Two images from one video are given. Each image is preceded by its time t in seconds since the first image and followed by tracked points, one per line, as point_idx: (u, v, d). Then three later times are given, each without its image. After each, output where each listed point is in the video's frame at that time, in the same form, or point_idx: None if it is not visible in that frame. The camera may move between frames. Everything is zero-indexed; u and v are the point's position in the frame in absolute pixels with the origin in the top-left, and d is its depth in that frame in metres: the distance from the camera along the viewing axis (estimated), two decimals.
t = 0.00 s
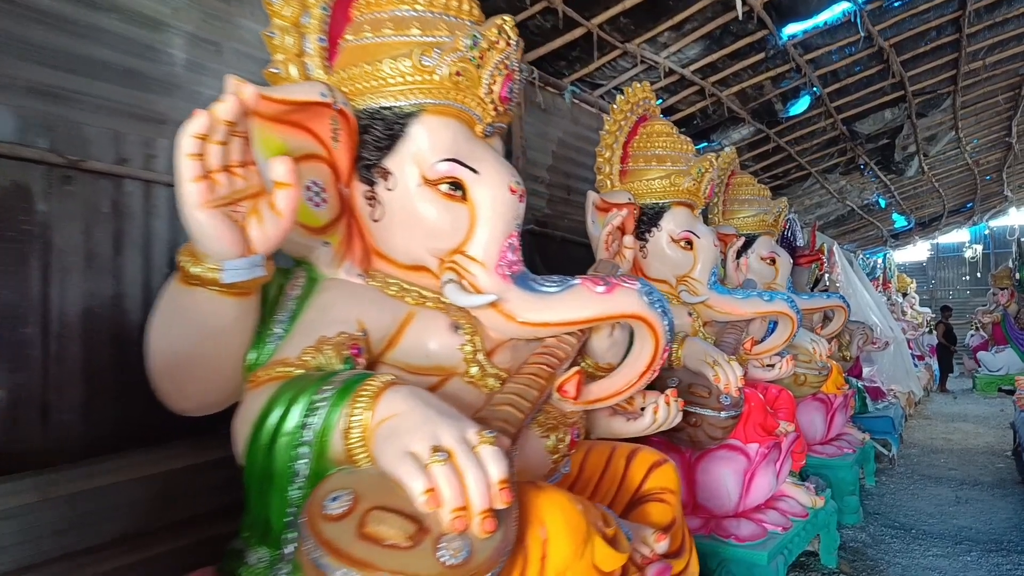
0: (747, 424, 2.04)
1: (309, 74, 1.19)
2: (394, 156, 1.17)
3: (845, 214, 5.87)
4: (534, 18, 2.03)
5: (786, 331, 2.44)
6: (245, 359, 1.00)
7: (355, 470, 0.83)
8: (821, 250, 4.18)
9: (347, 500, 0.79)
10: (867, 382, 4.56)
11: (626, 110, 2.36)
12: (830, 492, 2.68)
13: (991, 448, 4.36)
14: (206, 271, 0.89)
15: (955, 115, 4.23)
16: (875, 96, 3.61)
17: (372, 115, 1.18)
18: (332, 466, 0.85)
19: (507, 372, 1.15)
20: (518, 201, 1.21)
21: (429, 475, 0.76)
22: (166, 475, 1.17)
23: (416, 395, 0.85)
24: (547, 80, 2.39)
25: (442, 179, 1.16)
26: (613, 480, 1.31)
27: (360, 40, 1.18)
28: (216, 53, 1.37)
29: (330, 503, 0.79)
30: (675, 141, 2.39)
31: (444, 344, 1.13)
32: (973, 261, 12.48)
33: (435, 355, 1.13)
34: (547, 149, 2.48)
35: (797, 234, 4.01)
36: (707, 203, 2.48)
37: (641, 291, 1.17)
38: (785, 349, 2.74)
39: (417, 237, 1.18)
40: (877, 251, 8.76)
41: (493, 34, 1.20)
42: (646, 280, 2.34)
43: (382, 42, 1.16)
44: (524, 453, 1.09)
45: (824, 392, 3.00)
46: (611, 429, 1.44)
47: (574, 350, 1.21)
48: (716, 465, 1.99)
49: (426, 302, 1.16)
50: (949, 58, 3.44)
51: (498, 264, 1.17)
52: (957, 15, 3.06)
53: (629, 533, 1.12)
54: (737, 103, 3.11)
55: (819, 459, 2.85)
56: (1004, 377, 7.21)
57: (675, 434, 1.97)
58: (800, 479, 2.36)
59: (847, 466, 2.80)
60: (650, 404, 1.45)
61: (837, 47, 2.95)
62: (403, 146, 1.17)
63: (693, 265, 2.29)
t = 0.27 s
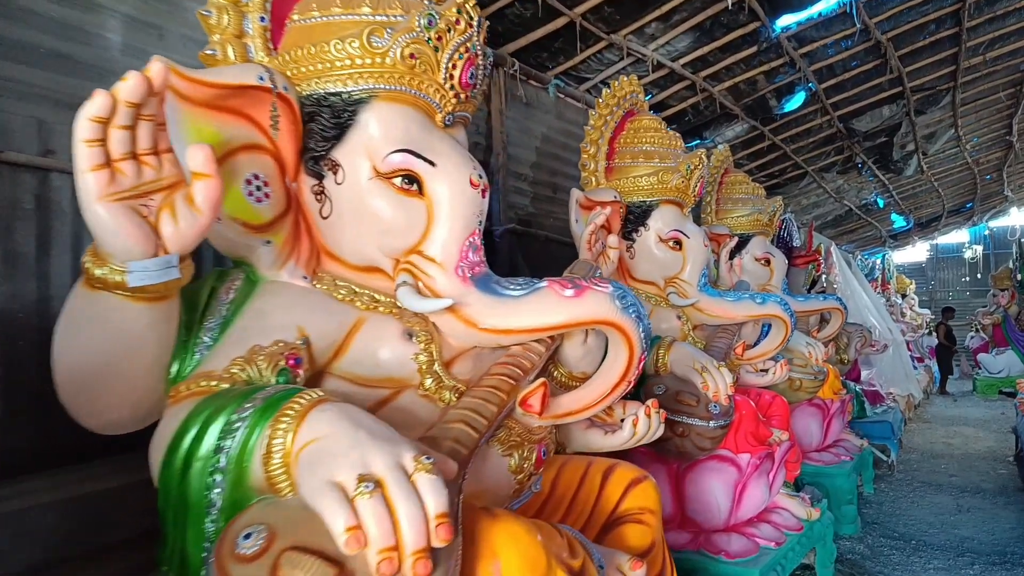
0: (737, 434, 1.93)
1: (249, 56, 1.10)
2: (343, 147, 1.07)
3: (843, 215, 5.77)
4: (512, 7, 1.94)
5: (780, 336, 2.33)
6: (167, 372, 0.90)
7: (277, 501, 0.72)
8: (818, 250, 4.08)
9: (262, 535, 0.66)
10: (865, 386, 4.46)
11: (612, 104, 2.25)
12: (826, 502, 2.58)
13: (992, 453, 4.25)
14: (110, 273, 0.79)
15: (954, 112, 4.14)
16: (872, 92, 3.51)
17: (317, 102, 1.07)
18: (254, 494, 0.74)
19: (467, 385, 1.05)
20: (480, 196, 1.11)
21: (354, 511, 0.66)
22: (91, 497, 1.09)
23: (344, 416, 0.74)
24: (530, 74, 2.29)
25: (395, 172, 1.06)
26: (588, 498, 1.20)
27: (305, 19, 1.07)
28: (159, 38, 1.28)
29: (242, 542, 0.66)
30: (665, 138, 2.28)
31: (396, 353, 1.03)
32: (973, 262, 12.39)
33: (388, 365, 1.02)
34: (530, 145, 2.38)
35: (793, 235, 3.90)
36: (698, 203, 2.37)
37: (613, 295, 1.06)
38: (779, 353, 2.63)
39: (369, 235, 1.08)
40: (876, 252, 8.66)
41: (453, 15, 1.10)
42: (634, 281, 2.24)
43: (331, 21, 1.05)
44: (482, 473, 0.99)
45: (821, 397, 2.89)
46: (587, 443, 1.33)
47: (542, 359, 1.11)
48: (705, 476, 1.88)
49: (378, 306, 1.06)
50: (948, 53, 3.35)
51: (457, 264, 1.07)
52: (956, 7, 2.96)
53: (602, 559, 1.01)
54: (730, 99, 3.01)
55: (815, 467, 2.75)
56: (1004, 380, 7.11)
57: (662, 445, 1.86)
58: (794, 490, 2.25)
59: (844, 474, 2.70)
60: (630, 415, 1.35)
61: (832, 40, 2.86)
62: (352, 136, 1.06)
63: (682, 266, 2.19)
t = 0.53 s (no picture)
0: (736, 440, 1.82)
1: (192, 27, 0.99)
2: (294, 127, 0.96)
3: (845, 213, 5.66)
4: None
5: (781, 337, 2.22)
6: (85, 377, 0.81)
7: (191, 530, 0.63)
8: (820, 249, 3.98)
9: (162, 574, 0.59)
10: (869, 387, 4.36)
11: (605, 93, 2.15)
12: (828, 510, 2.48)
13: (999, 457, 4.13)
14: (3, 264, 0.67)
15: (961, 106, 4.03)
16: (876, 85, 3.40)
17: (264, 77, 0.96)
18: (165, 522, 0.64)
19: (430, 393, 0.95)
20: (448, 181, 1.00)
21: (270, 548, 0.56)
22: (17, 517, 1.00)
23: (268, 431, 0.63)
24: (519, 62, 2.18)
25: (352, 155, 0.96)
26: (570, 514, 1.10)
27: None
28: (102, 12, 1.22)
29: None
30: (662, 128, 2.17)
31: (351, 357, 0.92)
32: (977, 262, 12.26)
33: (341, 369, 0.92)
34: (520, 137, 2.28)
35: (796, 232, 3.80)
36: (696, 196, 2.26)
37: (595, 291, 0.95)
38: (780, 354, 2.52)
39: (324, 225, 0.97)
40: (879, 251, 8.55)
41: None
42: (627, 279, 2.13)
43: None
44: (448, 490, 0.88)
45: (824, 399, 2.78)
46: (571, 453, 1.23)
47: (518, 362, 1.00)
48: (700, 485, 1.78)
49: (328, 303, 0.95)
50: (955, 44, 3.24)
51: (422, 258, 0.96)
52: None
53: None
54: (729, 90, 2.90)
55: (817, 472, 2.65)
56: (1010, 380, 6.99)
57: (655, 453, 1.76)
58: (795, 499, 2.14)
59: (847, 480, 2.60)
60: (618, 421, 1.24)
61: (835, 29, 2.76)
62: (305, 115, 0.96)
63: (679, 263, 2.08)
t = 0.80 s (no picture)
0: (735, 446, 1.70)
1: None
2: (225, 96, 0.84)
3: (848, 207, 5.53)
4: None
5: (782, 336, 2.09)
6: None
7: None
8: (823, 242, 3.85)
9: None
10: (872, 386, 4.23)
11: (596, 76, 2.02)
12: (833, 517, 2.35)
13: (1006, 458, 4.00)
14: None
15: (968, 95, 3.89)
16: (882, 72, 3.27)
17: (190, 38, 0.84)
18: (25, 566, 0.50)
19: (378, 402, 0.82)
20: (405, 160, 0.87)
21: None
22: None
23: (149, 456, 0.52)
24: (506, 43, 2.06)
25: (290, 128, 0.83)
26: (547, 536, 0.99)
27: None
28: None
29: None
30: (657, 113, 2.03)
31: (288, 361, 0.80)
32: (981, 257, 12.12)
33: (275, 375, 0.80)
34: (506, 123, 2.15)
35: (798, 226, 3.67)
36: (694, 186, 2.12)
37: (569, 284, 0.82)
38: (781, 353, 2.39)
39: (259, 208, 0.85)
40: (882, 246, 8.42)
41: None
42: (619, 273, 2.01)
43: None
44: (396, 514, 0.75)
45: (827, 400, 2.67)
46: (551, 465, 1.11)
47: (484, 365, 0.87)
48: (695, 494, 1.65)
49: (262, 299, 0.83)
50: (964, 28, 3.11)
51: (372, 246, 0.84)
52: None
53: None
54: (728, 76, 2.77)
55: (820, 476, 2.53)
56: (1015, 378, 6.87)
57: (647, 459, 1.64)
58: (798, 507, 2.02)
59: (852, 485, 2.48)
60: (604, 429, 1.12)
61: (840, 11, 2.64)
62: (237, 81, 0.84)
63: (674, 256, 1.95)
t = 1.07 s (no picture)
0: (729, 458, 1.59)
1: None
2: (143, 74, 0.74)
3: (848, 206, 5.43)
4: None
5: (779, 339, 1.99)
6: None
7: None
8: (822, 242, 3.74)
9: None
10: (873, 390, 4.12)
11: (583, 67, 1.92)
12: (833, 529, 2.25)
13: (1010, 463, 3.91)
14: None
15: (971, 90, 3.79)
16: (883, 66, 3.18)
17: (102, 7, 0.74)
18: None
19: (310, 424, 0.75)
20: (351, 145, 0.77)
21: None
22: None
23: None
24: (489, 31, 1.96)
25: (216, 108, 0.73)
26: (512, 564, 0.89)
27: None
28: None
29: None
30: (647, 106, 1.92)
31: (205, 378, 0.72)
32: (981, 258, 12.03)
33: (191, 393, 0.71)
34: (491, 117, 2.04)
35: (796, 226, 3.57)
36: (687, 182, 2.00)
37: (533, 287, 0.72)
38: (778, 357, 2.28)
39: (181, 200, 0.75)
40: (881, 246, 8.33)
41: None
42: (608, 274, 1.90)
43: None
44: (330, 555, 0.65)
45: (826, 405, 2.58)
46: (522, 485, 1.01)
47: (440, 379, 0.77)
48: (688, 510, 1.55)
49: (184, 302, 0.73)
50: (968, 21, 3.02)
51: (310, 243, 0.74)
52: None
53: None
54: (724, 69, 2.67)
55: (818, 484, 2.45)
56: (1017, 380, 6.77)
57: (635, 473, 1.53)
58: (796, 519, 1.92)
59: (853, 494, 2.38)
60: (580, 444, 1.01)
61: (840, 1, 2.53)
62: (156, 57, 0.74)
63: (666, 256, 1.85)
